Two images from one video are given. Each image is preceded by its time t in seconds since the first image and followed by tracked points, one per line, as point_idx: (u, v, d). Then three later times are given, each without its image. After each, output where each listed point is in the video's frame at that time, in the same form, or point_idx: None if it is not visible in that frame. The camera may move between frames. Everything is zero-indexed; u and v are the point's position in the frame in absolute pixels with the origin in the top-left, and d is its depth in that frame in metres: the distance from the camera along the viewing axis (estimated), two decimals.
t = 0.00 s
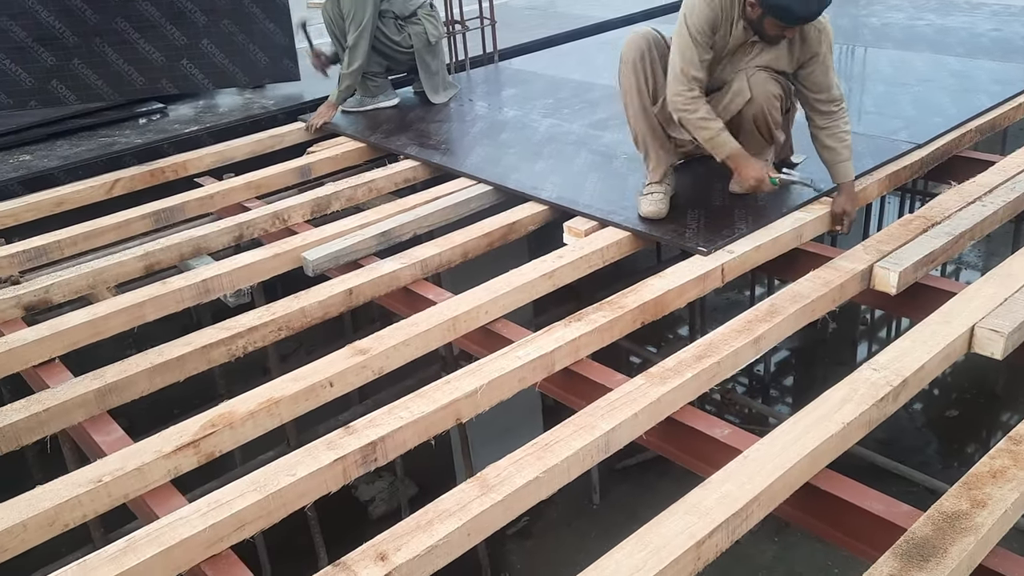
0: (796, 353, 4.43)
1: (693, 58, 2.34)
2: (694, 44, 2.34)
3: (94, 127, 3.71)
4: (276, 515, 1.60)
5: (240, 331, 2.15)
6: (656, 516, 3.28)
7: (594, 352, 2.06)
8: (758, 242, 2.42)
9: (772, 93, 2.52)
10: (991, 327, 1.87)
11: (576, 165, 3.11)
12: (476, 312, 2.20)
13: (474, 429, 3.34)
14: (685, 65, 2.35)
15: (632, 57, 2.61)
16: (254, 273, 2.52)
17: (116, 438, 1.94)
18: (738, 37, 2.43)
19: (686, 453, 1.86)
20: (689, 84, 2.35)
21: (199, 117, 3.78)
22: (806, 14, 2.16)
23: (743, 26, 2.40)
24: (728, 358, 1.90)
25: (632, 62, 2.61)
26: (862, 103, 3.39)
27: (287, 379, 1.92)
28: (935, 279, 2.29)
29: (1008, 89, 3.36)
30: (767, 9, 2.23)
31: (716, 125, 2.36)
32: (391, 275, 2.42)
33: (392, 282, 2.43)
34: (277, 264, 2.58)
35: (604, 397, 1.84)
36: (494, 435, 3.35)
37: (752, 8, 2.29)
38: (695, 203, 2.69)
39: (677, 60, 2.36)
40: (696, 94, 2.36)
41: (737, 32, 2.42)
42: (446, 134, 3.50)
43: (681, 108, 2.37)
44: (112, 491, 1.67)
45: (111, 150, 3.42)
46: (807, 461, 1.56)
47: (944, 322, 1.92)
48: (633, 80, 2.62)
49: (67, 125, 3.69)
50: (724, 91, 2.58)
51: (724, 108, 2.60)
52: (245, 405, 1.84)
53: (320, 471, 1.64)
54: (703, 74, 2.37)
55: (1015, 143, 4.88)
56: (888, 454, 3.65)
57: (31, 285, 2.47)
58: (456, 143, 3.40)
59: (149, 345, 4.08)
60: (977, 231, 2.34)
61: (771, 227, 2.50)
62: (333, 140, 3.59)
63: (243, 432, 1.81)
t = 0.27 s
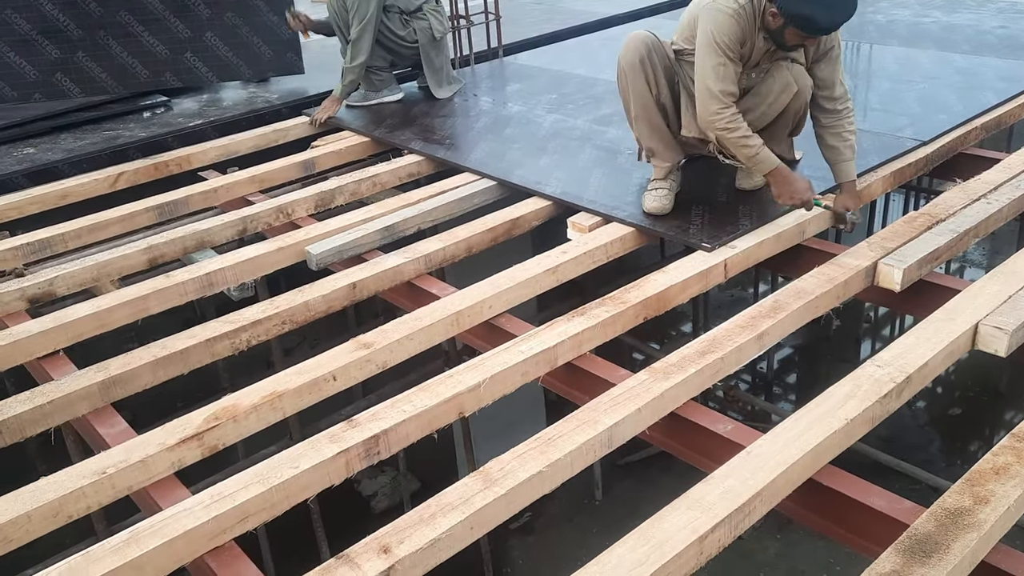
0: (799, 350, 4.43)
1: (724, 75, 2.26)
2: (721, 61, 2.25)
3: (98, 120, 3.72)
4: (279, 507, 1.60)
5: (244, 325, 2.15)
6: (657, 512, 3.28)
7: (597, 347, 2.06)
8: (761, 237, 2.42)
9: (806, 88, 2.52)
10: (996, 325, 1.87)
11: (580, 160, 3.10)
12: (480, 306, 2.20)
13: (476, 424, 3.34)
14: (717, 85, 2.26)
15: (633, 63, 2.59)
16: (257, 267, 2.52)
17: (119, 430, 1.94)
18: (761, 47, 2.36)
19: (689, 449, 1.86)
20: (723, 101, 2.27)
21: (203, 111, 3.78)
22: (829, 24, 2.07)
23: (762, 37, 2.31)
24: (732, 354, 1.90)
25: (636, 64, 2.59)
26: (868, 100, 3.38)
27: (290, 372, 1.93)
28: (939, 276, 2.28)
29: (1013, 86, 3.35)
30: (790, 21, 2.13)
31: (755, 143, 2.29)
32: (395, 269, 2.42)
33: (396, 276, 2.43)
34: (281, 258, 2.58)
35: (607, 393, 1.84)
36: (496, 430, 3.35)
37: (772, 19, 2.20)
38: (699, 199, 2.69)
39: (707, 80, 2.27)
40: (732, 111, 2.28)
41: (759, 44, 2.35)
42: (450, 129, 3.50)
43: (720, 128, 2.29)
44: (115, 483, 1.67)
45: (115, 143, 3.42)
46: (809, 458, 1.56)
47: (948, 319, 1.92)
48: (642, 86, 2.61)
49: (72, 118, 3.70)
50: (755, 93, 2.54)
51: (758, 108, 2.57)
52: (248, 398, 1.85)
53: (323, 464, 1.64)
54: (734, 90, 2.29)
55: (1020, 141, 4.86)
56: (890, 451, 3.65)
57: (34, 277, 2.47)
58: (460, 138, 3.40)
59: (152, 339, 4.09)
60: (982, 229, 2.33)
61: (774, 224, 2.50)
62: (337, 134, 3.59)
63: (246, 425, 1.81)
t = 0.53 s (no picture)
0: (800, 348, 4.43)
1: (751, 67, 2.25)
2: (746, 54, 2.24)
3: (102, 116, 3.72)
4: (283, 502, 1.61)
5: (248, 320, 2.16)
6: (657, 510, 3.29)
7: (600, 343, 2.07)
8: (761, 235, 2.43)
9: (822, 79, 2.51)
10: (998, 323, 1.87)
11: (583, 157, 3.11)
12: (483, 303, 2.21)
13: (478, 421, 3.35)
14: (745, 76, 2.24)
15: (644, 71, 2.57)
16: (262, 263, 2.53)
17: (124, 425, 1.95)
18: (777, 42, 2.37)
19: (692, 445, 1.87)
20: (751, 93, 2.25)
21: (207, 107, 3.78)
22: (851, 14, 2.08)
23: (778, 33, 2.33)
24: (735, 351, 1.91)
25: (647, 70, 2.58)
26: (870, 99, 3.39)
27: (295, 367, 1.93)
28: (941, 275, 2.29)
29: (1016, 85, 3.36)
30: (809, 11, 2.17)
31: (778, 138, 2.29)
32: (398, 266, 2.43)
33: (399, 273, 2.44)
34: (285, 254, 2.59)
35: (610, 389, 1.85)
36: (497, 426, 3.36)
37: (791, 9, 2.23)
38: (702, 197, 2.70)
39: (734, 72, 2.24)
40: (760, 104, 2.26)
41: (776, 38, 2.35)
42: (453, 126, 3.50)
43: (750, 121, 2.26)
44: (120, 477, 1.68)
45: (119, 139, 3.43)
46: (812, 455, 1.57)
47: (951, 317, 1.92)
48: (653, 92, 2.60)
49: (75, 113, 3.71)
50: (771, 89, 2.53)
51: (776, 103, 2.55)
52: (253, 393, 1.85)
53: (327, 458, 1.65)
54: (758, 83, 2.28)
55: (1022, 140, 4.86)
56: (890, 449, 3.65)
57: (39, 272, 2.48)
58: (463, 135, 3.40)
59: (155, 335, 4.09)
60: (985, 227, 2.34)
61: (775, 221, 2.51)
62: (340, 131, 3.59)
63: (250, 420, 1.82)
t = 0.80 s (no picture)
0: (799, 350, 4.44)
1: (760, 71, 2.27)
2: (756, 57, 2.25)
3: (105, 115, 3.73)
4: (288, 500, 1.62)
5: (252, 319, 2.16)
6: (657, 511, 3.30)
7: (602, 344, 2.08)
8: (762, 237, 2.44)
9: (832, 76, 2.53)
10: (999, 326, 1.88)
11: (586, 158, 3.12)
12: (486, 303, 2.21)
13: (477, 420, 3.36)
14: (755, 80, 2.26)
15: (665, 79, 2.57)
16: (265, 262, 2.54)
17: (128, 424, 1.95)
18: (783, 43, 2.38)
19: (694, 446, 1.88)
20: (759, 97, 2.27)
21: (209, 107, 3.79)
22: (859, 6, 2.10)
23: (785, 33, 2.34)
24: (737, 352, 1.92)
25: (660, 76, 2.57)
26: (872, 101, 3.40)
27: (298, 367, 1.94)
28: (943, 277, 2.30)
29: (1018, 89, 3.36)
30: (818, 4, 2.19)
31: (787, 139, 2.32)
32: (401, 266, 2.43)
33: (402, 273, 2.45)
34: (289, 254, 2.60)
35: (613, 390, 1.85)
36: (497, 426, 3.36)
37: (798, 6, 2.26)
38: (704, 199, 2.70)
39: (743, 77, 2.26)
40: (767, 107, 2.27)
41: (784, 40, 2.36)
42: (456, 127, 3.51)
43: (758, 124, 2.28)
44: (125, 475, 1.68)
45: (122, 138, 3.43)
46: (815, 456, 1.58)
47: (953, 319, 1.93)
48: (670, 99, 2.59)
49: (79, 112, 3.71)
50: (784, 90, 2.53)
51: (787, 102, 2.54)
52: (257, 392, 1.86)
53: (331, 457, 1.66)
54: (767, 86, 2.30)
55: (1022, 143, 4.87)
56: (890, 451, 3.66)
57: (43, 271, 2.48)
58: (466, 136, 3.41)
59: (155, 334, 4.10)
60: (986, 230, 2.35)
61: (776, 224, 2.51)
62: (343, 131, 3.60)
63: (255, 419, 1.82)
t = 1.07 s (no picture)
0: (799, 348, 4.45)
1: (752, 73, 2.29)
2: (750, 60, 2.27)
3: (106, 113, 3.73)
4: (292, 494, 1.62)
5: (256, 316, 2.17)
6: (657, 508, 3.30)
7: (604, 340, 2.08)
8: (764, 234, 2.44)
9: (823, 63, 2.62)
10: (1001, 322, 1.89)
11: (588, 156, 3.13)
12: (489, 299, 2.22)
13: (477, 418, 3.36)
14: (746, 83, 2.28)
15: (661, 75, 2.57)
16: (268, 259, 2.54)
17: (133, 419, 1.96)
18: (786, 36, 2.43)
19: (696, 441, 1.89)
20: (749, 98, 2.29)
21: (211, 105, 3.79)
22: None
23: (786, 27, 2.38)
24: (740, 348, 1.92)
25: (657, 74, 2.57)
26: (873, 99, 3.40)
27: (302, 363, 1.95)
28: (943, 274, 2.31)
29: (1019, 87, 3.37)
30: None
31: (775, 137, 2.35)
32: (404, 263, 2.44)
33: (405, 270, 2.45)
34: (292, 250, 2.60)
35: (616, 385, 1.86)
36: (498, 424, 3.37)
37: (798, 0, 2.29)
38: (705, 197, 2.71)
39: (734, 79, 2.28)
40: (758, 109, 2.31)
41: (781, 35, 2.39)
42: (457, 125, 3.51)
43: (747, 125, 2.31)
44: (131, 470, 1.69)
45: (124, 136, 3.44)
46: (818, 450, 1.58)
47: (954, 316, 1.94)
48: (668, 96, 2.59)
49: (80, 109, 3.72)
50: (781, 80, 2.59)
51: (792, 88, 2.61)
52: (261, 388, 1.87)
53: (336, 451, 1.66)
54: (758, 87, 2.33)
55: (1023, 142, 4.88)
56: (890, 449, 3.67)
57: (46, 268, 2.48)
58: (467, 133, 3.42)
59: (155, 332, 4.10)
60: (987, 227, 2.35)
61: (778, 221, 2.51)
62: (344, 129, 3.60)
63: (260, 414, 1.83)
